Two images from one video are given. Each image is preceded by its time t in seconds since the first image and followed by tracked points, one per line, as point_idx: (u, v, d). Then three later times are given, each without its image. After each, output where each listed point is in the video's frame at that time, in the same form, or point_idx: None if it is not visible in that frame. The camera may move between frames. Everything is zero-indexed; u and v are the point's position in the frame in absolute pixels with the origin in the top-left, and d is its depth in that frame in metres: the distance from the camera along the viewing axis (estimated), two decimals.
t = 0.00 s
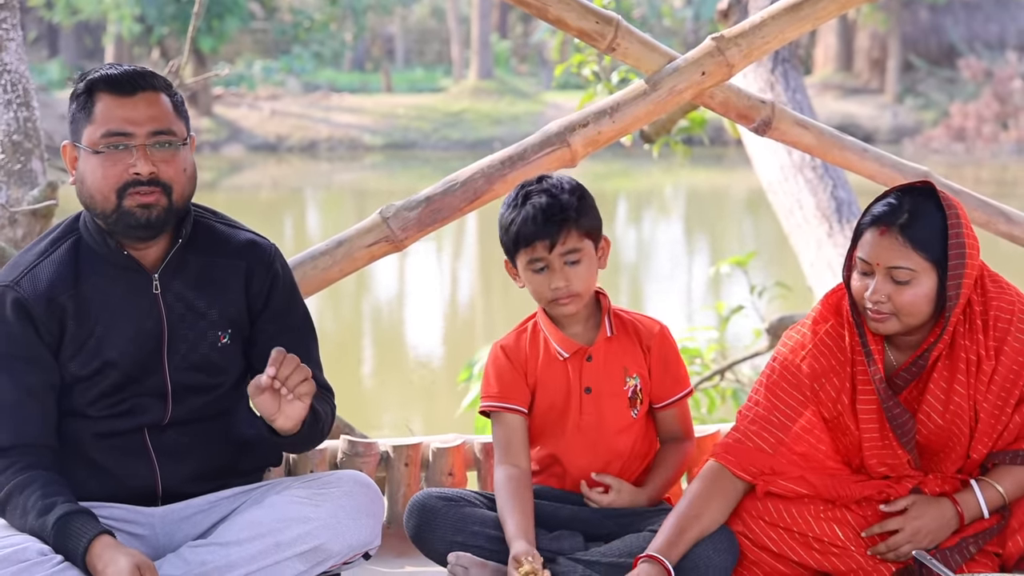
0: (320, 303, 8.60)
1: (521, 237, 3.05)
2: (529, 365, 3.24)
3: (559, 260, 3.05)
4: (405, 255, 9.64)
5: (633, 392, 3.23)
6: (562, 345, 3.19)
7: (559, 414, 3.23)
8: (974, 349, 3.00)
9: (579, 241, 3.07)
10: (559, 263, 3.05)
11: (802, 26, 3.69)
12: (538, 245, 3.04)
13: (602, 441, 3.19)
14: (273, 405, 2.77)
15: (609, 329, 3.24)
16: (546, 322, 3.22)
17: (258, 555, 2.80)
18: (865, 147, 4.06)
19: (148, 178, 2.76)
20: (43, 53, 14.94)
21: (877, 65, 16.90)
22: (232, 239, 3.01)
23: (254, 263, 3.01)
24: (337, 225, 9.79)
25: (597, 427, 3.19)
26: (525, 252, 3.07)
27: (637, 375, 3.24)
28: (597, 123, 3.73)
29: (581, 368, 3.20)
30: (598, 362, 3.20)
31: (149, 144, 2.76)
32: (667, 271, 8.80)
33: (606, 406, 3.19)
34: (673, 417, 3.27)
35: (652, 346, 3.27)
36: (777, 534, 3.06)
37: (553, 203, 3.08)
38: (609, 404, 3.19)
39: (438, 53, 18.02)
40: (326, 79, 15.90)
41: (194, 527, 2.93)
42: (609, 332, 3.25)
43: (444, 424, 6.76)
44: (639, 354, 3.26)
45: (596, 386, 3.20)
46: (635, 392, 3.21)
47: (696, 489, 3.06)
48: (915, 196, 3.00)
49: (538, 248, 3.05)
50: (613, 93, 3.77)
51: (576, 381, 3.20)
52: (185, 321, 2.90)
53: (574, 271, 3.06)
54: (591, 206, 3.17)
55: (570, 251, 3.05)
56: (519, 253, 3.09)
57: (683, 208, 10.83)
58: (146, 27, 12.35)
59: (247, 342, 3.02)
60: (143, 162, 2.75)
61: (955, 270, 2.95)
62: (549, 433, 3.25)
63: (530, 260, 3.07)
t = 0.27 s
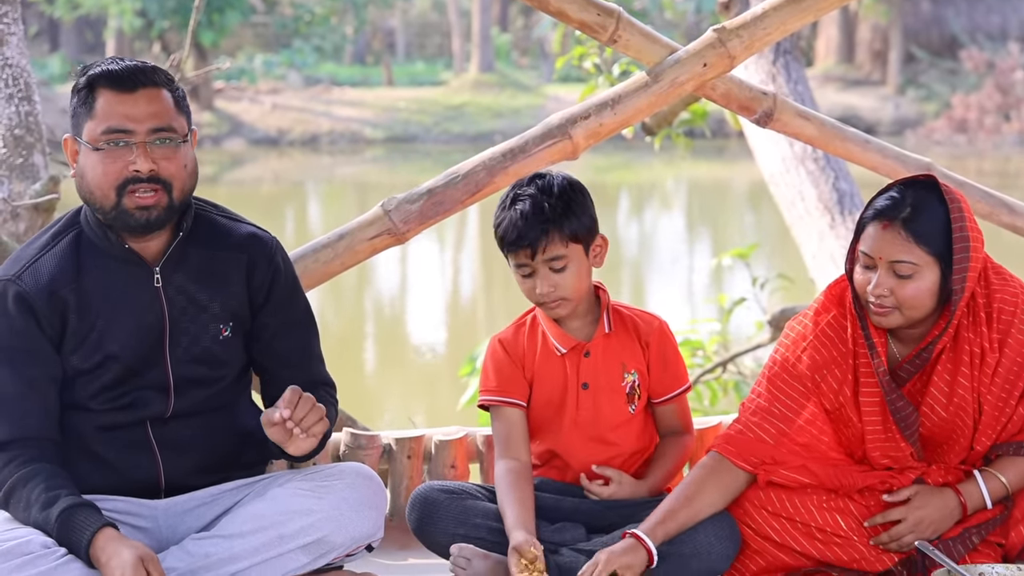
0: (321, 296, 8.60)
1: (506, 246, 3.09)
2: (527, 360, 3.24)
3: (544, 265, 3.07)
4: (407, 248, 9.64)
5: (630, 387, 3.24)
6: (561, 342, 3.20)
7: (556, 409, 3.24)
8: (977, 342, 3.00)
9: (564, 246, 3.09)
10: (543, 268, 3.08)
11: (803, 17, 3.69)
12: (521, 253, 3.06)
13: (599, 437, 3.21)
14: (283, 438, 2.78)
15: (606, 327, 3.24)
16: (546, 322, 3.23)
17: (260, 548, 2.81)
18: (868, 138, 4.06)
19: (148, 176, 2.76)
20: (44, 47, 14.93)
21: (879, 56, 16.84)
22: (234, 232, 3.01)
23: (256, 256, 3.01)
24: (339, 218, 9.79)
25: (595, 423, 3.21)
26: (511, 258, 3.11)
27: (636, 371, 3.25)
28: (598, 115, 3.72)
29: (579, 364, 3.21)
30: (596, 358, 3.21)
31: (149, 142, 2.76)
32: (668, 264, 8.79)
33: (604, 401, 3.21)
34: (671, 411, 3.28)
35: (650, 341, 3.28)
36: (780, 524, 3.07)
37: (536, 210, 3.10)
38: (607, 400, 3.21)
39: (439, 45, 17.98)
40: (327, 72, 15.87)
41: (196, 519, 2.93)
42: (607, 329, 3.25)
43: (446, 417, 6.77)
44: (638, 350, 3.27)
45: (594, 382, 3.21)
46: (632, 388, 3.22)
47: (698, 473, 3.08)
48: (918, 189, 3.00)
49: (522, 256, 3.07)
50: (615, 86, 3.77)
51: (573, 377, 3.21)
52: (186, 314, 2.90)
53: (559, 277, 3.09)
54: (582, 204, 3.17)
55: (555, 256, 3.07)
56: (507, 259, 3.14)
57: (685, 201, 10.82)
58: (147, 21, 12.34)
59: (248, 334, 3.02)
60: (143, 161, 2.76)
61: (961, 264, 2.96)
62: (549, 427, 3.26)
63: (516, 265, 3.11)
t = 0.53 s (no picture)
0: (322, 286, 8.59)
1: (503, 234, 3.09)
2: (526, 353, 3.24)
3: (544, 252, 3.07)
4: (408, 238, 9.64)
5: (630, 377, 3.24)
6: (559, 333, 3.21)
7: (555, 401, 3.25)
8: (975, 331, 3.00)
9: (563, 232, 3.09)
10: (543, 255, 3.08)
11: (803, 5, 3.68)
12: (520, 242, 3.07)
13: (599, 428, 3.22)
14: (270, 419, 2.78)
15: (603, 317, 3.24)
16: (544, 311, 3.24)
17: (262, 538, 2.82)
18: (868, 126, 4.05)
19: (169, 178, 2.77)
20: (45, 37, 14.90)
21: (880, 44, 16.66)
22: (233, 222, 3.01)
23: (256, 245, 3.01)
24: (339, 208, 9.78)
25: (594, 414, 3.21)
26: (512, 247, 3.10)
27: (634, 361, 3.25)
28: (598, 104, 3.72)
29: (578, 356, 3.22)
30: (595, 349, 3.22)
31: (170, 145, 2.76)
32: (669, 253, 8.78)
33: (603, 392, 3.21)
34: (671, 400, 3.28)
35: (649, 331, 3.28)
36: (780, 514, 3.08)
37: (533, 198, 3.10)
38: (606, 391, 3.21)
39: (439, 35, 17.94)
40: (328, 62, 15.81)
41: (198, 509, 2.94)
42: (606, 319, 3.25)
43: (448, 406, 6.78)
44: (636, 341, 3.27)
45: (592, 373, 3.21)
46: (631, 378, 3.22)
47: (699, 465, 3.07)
48: (914, 179, 3.00)
49: (521, 244, 3.07)
50: (615, 75, 3.76)
51: (572, 368, 3.22)
52: (187, 305, 2.91)
53: (560, 265, 3.09)
54: (577, 189, 3.18)
55: (555, 243, 3.08)
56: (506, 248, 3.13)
57: (686, 190, 10.80)
58: (147, 11, 12.30)
59: (249, 325, 3.03)
60: (165, 163, 2.76)
61: (957, 255, 2.95)
62: (549, 419, 3.27)
63: (517, 255, 3.11)
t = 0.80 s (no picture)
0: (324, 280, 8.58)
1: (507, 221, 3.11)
2: (528, 349, 3.25)
3: (548, 239, 3.09)
4: (409, 231, 9.64)
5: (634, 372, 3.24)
6: (562, 330, 3.21)
7: (558, 397, 3.25)
8: (975, 327, 3.01)
9: (567, 219, 3.11)
10: (548, 242, 3.09)
11: None
12: (524, 228, 3.09)
13: (602, 424, 3.22)
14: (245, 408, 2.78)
15: (605, 314, 3.25)
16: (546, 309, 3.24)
17: (265, 531, 2.83)
18: (870, 119, 4.06)
19: (190, 169, 2.78)
20: (46, 31, 14.87)
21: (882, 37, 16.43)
22: (238, 216, 3.02)
23: (260, 240, 3.01)
24: (340, 201, 9.78)
25: (597, 410, 3.21)
26: (516, 233, 3.11)
27: (637, 357, 3.26)
28: (600, 97, 3.72)
29: (580, 352, 3.22)
30: (597, 346, 3.22)
31: (190, 135, 2.77)
32: (671, 247, 8.77)
33: (605, 389, 3.21)
34: (674, 395, 3.29)
35: (652, 327, 3.28)
36: (783, 506, 3.09)
37: (537, 186, 3.12)
38: (609, 387, 3.21)
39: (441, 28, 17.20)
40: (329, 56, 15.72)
41: (200, 503, 2.95)
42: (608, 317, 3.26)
43: (450, 400, 6.78)
44: (638, 336, 3.27)
45: (595, 369, 3.22)
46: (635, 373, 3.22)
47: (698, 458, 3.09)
48: (912, 177, 2.99)
49: (524, 231, 3.09)
50: (617, 68, 3.76)
51: (574, 364, 3.22)
52: (191, 300, 2.91)
53: (564, 251, 3.10)
54: (580, 180, 3.19)
55: (558, 230, 3.09)
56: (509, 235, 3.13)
57: (686, 183, 10.79)
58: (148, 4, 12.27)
59: (252, 321, 3.04)
60: (186, 154, 2.76)
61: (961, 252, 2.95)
62: (553, 415, 3.27)
63: (521, 241, 3.11)
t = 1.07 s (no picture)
0: (327, 278, 8.58)
1: (517, 199, 3.14)
2: (532, 348, 3.25)
3: (556, 218, 3.12)
4: (412, 228, 9.63)
5: (638, 371, 3.25)
6: (566, 328, 3.21)
7: (562, 395, 3.25)
8: (979, 322, 3.01)
9: (576, 200, 3.14)
10: (556, 221, 3.12)
11: None
12: (534, 203, 3.12)
13: (606, 422, 3.22)
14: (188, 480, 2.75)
15: (609, 312, 3.24)
16: (552, 308, 3.23)
17: (269, 529, 2.83)
18: (873, 115, 4.05)
19: (167, 147, 2.77)
20: (48, 28, 14.85)
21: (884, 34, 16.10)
22: (243, 214, 3.02)
23: (264, 239, 3.01)
24: (343, 199, 9.77)
25: (601, 409, 3.21)
26: (525, 208, 3.13)
27: (640, 354, 3.26)
28: (603, 94, 3.71)
29: (584, 350, 3.22)
30: (600, 344, 3.22)
31: (165, 113, 2.77)
32: (673, 245, 8.76)
33: (609, 387, 3.21)
34: (679, 393, 3.29)
35: (656, 325, 3.28)
36: (787, 503, 3.09)
37: (552, 166, 3.16)
38: (612, 386, 3.21)
39: (443, 26, 16.73)
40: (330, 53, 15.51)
41: (205, 500, 2.95)
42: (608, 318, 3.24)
43: (454, 396, 6.79)
44: (641, 333, 3.27)
45: (599, 368, 3.21)
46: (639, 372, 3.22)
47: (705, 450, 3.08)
48: (919, 172, 3.00)
49: (534, 206, 3.12)
50: (619, 64, 3.76)
51: (578, 364, 3.22)
52: (195, 297, 2.90)
53: (570, 231, 3.12)
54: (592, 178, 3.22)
55: (567, 208, 3.13)
56: (516, 212, 3.15)
57: (689, 179, 10.78)
58: (150, 1, 12.25)
59: (254, 323, 3.03)
60: (161, 131, 2.76)
61: (966, 246, 2.94)
62: (558, 412, 3.27)
63: (529, 216, 3.13)
